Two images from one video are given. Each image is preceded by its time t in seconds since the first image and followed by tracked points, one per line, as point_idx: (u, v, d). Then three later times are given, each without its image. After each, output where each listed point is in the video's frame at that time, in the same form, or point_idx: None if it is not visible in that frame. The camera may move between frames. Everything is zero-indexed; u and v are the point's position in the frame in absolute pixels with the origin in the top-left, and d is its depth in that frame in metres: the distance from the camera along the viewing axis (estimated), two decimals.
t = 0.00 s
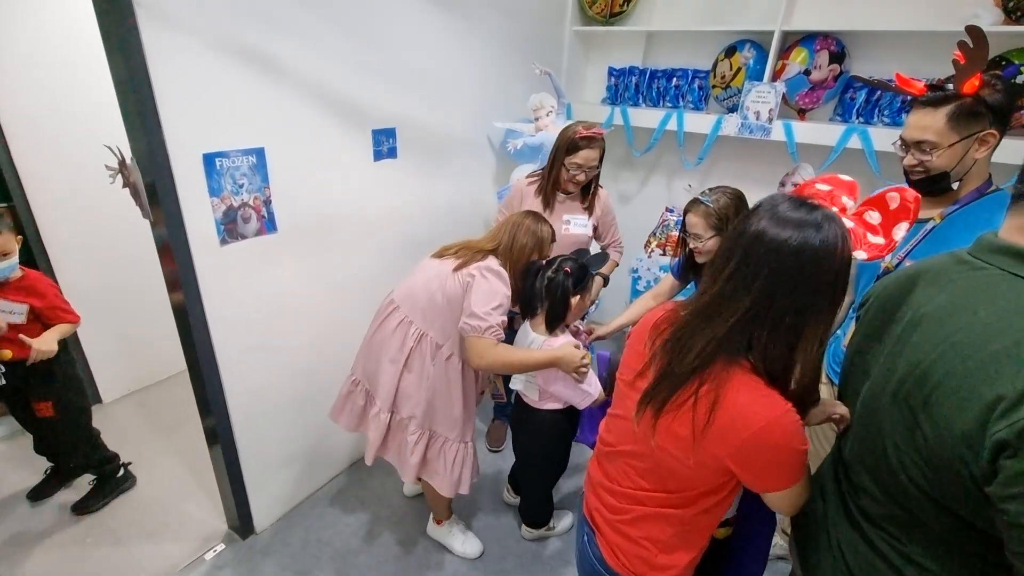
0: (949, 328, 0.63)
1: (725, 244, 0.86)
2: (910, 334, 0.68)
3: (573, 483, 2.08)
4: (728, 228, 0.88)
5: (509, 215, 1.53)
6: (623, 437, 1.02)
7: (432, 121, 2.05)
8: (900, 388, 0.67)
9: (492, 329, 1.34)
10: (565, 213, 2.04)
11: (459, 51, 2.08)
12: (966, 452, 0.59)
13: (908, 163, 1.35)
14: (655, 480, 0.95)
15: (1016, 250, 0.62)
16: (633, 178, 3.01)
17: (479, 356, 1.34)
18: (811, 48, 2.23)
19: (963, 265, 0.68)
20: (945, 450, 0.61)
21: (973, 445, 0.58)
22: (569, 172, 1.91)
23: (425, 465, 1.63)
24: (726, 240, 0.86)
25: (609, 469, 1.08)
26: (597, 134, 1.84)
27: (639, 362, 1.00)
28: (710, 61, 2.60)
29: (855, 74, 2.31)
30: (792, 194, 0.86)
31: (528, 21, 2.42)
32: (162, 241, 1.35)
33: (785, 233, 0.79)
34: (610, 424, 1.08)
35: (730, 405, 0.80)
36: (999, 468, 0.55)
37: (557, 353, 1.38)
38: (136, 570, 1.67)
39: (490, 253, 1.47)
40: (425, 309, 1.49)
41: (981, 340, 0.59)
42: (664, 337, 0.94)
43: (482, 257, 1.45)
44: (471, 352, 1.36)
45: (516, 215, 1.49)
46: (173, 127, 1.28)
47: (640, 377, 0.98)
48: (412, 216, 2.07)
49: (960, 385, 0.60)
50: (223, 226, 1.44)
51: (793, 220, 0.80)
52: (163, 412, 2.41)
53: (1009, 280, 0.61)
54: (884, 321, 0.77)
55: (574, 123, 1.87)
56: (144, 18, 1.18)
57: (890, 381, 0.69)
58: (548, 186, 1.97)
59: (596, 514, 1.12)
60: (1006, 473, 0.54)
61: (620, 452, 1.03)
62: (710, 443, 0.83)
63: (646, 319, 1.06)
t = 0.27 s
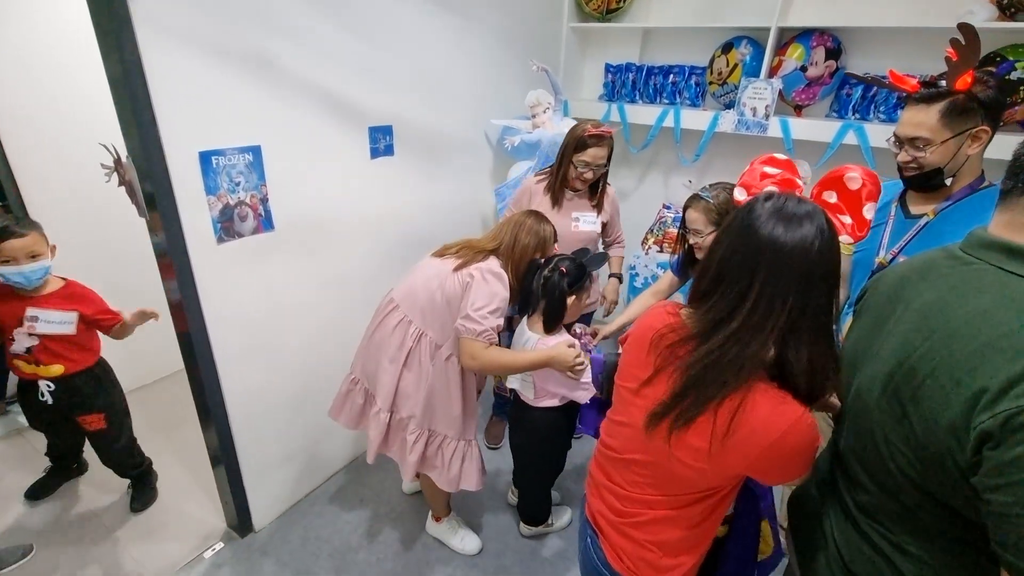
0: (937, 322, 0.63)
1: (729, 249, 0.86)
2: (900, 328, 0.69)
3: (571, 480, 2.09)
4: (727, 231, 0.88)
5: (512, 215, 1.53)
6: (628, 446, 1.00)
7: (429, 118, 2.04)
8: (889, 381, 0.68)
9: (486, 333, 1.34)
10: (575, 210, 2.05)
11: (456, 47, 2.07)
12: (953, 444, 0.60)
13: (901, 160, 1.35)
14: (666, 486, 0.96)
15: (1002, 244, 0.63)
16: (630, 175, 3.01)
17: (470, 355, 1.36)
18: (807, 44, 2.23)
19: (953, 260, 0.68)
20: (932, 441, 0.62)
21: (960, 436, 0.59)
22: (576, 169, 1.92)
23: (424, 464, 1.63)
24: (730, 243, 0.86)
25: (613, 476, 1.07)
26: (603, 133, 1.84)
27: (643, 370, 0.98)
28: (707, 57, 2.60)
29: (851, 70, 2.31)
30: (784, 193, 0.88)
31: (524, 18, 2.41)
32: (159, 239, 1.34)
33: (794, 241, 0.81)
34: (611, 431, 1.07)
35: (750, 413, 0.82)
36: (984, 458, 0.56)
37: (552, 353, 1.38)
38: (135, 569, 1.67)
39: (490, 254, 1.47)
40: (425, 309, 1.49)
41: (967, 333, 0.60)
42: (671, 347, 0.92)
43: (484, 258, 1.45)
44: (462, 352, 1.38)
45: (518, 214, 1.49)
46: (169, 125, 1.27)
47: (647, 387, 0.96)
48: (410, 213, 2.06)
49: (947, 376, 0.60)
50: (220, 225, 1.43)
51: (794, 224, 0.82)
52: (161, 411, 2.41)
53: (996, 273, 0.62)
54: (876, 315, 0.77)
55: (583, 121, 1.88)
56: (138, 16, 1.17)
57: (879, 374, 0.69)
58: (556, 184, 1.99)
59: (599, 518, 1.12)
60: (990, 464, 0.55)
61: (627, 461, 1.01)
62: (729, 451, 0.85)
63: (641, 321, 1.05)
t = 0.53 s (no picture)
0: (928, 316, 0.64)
1: (724, 240, 0.87)
2: (893, 322, 0.70)
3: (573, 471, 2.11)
4: (719, 222, 0.89)
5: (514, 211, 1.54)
6: (633, 439, 1.01)
7: (427, 113, 2.04)
8: (882, 375, 0.69)
9: (486, 333, 1.35)
10: (586, 202, 2.05)
11: (453, 42, 2.06)
12: (942, 436, 0.61)
13: (897, 149, 1.35)
14: (673, 476, 0.97)
15: (992, 238, 0.64)
16: (629, 167, 3.01)
17: (468, 351, 1.38)
18: (805, 34, 2.23)
19: (944, 253, 0.69)
20: (922, 433, 0.63)
21: (948, 427, 0.60)
22: (585, 162, 1.93)
23: (426, 459, 1.65)
24: (724, 234, 0.87)
25: (621, 468, 1.08)
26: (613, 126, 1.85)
27: (644, 364, 0.98)
28: (705, 48, 2.59)
29: (850, 58, 2.30)
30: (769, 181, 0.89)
31: (521, 11, 2.41)
32: (160, 240, 1.35)
33: (785, 228, 0.82)
34: (616, 424, 1.07)
35: (756, 401, 0.83)
36: (971, 449, 0.57)
37: (548, 344, 1.38)
38: (145, 565, 1.69)
39: (491, 249, 1.48)
40: (425, 306, 1.50)
41: (955, 327, 0.61)
42: (671, 339, 0.92)
43: (486, 255, 1.46)
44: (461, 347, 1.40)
45: (520, 210, 1.49)
46: (168, 126, 1.27)
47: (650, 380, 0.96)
48: (410, 209, 2.07)
49: (935, 370, 0.61)
50: (221, 224, 1.44)
51: (784, 212, 0.83)
52: (166, 409, 2.43)
53: (984, 266, 0.63)
54: (872, 309, 0.78)
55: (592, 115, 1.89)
56: (135, 17, 1.17)
57: (873, 367, 0.70)
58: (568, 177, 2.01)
59: (608, 510, 1.13)
60: (976, 455, 0.56)
61: (633, 454, 1.02)
62: (734, 439, 0.86)
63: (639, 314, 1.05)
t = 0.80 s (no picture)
0: (910, 316, 0.67)
1: (719, 235, 0.90)
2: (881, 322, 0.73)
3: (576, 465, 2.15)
4: (714, 218, 0.92)
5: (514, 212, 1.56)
6: (637, 429, 1.04)
7: (423, 116, 2.06)
8: (870, 372, 0.72)
9: (486, 335, 1.39)
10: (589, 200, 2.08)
11: (447, 44, 2.08)
12: (924, 430, 0.64)
13: (885, 144, 1.37)
14: (676, 464, 1.00)
15: (977, 241, 0.66)
16: (626, 161, 3.03)
17: (469, 354, 1.42)
18: (798, 26, 2.24)
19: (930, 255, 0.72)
20: (906, 427, 0.66)
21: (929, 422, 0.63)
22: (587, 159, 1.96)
23: (432, 457, 1.70)
24: (719, 230, 0.90)
25: (625, 458, 1.10)
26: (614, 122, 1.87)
27: (647, 356, 1.01)
28: (698, 42, 2.60)
29: (842, 49, 2.31)
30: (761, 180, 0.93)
31: (515, 10, 2.42)
32: (166, 251, 1.38)
33: (777, 222, 0.85)
34: (621, 416, 1.10)
35: (754, 388, 0.86)
36: (948, 442, 0.60)
37: (546, 344, 1.41)
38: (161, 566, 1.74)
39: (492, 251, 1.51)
40: (429, 310, 1.53)
41: (935, 326, 0.64)
42: (673, 332, 0.96)
43: (487, 258, 1.48)
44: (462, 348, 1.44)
45: (520, 211, 1.52)
46: (170, 139, 1.30)
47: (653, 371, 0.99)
48: (410, 211, 2.10)
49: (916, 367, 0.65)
50: (225, 234, 1.47)
51: (775, 208, 0.87)
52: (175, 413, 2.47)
53: (964, 268, 0.65)
54: (865, 309, 0.81)
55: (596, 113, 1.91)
56: (134, 35, 1.20)
57: (862, 365, 0.74)
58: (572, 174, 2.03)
59: (613, 500, 1.16)
60: (952, 447, 0.59)
61: (637, 443, 1.05)
62: (733, 425, 0.89)
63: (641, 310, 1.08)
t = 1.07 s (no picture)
0: (970, 340, 0.62)
1: (764, 245, 0.91)
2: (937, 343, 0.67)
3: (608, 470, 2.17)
4: (757, 229, 0.94)
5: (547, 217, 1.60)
6: (680, 436, 1.05)
7: (458, 128, 2.12)
8: (925, 398, 0.67)
9: (519, 340, 1.43)
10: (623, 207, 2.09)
11: (481, 56, 2.13)
12: (989, 463, 0.59)
13: (925, 152, 1.34)
14: (720, 472, 1.01)
15: None
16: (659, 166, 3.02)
17: (500, 358, 1.46)
18: (837, 26, 2.20)
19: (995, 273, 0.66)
20: (969, 459, 0.61)
21: (994, 455, 0.58)
22: (621, 167, 1.97)
23: (472, 460, 1.75)
24: (764, 241, 0.92)
25: (666, 464, 1.11)
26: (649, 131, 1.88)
27: (689, 364, 1.02)
28: (732, 45, 2.58)
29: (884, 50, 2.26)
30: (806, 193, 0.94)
31: (547, 20, 2.46)
32: (220, 263, 1.47)
33: (823, 236, 0.86)
34: (661, 423, 1.11)
35: (799, 398, 0.87)
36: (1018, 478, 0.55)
37: (574, 354, 1.44)
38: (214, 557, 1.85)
39: (526, 257, 1.55)
40: (469, 318, 1.58)
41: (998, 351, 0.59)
42: (717, 340, 0.97)
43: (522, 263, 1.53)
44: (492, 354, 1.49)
45: (553, 215, 1.55)
46: (224, 159, 1.39)
47: (697, 379, 1.00)
48: (445, 220, 2.16)
49: (978, 395, 0.59)
50: (273, 245, 1.56)
51: (821, 222, 0.88)
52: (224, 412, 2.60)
53: None
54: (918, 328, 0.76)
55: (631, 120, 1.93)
56: (194, 64, 1.29)
57: (916, 390, 0.68)
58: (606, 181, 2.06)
59: (652, 506, 1.17)
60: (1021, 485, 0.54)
61: (680, 450, 1.06)
62: (780, 434, 0.90)
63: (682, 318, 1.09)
